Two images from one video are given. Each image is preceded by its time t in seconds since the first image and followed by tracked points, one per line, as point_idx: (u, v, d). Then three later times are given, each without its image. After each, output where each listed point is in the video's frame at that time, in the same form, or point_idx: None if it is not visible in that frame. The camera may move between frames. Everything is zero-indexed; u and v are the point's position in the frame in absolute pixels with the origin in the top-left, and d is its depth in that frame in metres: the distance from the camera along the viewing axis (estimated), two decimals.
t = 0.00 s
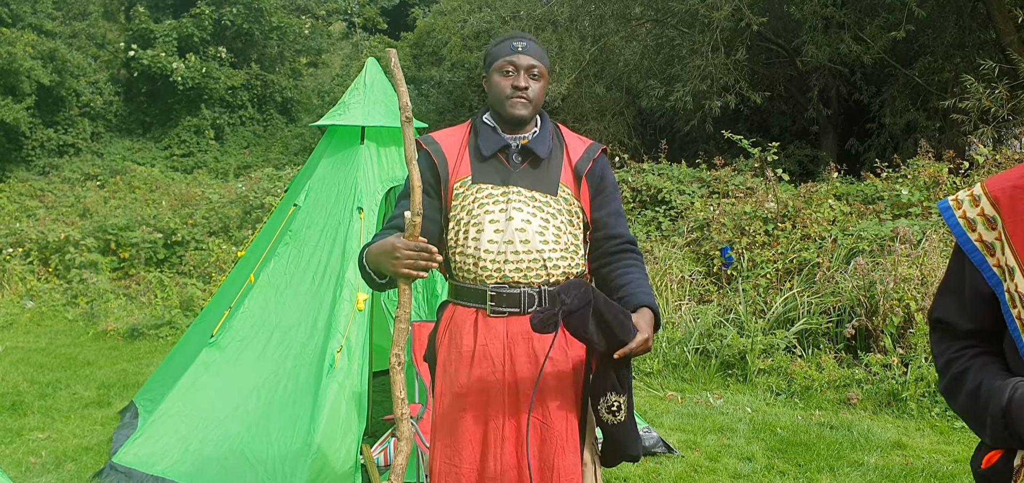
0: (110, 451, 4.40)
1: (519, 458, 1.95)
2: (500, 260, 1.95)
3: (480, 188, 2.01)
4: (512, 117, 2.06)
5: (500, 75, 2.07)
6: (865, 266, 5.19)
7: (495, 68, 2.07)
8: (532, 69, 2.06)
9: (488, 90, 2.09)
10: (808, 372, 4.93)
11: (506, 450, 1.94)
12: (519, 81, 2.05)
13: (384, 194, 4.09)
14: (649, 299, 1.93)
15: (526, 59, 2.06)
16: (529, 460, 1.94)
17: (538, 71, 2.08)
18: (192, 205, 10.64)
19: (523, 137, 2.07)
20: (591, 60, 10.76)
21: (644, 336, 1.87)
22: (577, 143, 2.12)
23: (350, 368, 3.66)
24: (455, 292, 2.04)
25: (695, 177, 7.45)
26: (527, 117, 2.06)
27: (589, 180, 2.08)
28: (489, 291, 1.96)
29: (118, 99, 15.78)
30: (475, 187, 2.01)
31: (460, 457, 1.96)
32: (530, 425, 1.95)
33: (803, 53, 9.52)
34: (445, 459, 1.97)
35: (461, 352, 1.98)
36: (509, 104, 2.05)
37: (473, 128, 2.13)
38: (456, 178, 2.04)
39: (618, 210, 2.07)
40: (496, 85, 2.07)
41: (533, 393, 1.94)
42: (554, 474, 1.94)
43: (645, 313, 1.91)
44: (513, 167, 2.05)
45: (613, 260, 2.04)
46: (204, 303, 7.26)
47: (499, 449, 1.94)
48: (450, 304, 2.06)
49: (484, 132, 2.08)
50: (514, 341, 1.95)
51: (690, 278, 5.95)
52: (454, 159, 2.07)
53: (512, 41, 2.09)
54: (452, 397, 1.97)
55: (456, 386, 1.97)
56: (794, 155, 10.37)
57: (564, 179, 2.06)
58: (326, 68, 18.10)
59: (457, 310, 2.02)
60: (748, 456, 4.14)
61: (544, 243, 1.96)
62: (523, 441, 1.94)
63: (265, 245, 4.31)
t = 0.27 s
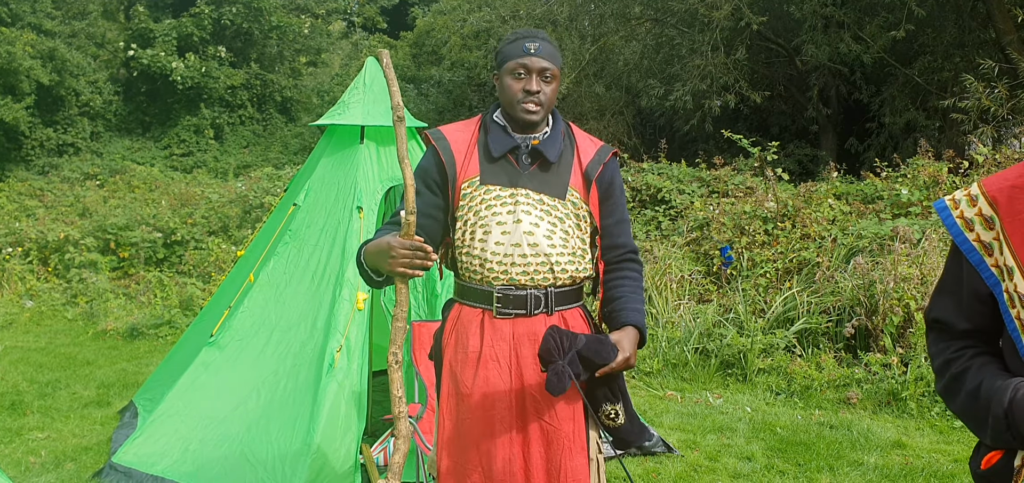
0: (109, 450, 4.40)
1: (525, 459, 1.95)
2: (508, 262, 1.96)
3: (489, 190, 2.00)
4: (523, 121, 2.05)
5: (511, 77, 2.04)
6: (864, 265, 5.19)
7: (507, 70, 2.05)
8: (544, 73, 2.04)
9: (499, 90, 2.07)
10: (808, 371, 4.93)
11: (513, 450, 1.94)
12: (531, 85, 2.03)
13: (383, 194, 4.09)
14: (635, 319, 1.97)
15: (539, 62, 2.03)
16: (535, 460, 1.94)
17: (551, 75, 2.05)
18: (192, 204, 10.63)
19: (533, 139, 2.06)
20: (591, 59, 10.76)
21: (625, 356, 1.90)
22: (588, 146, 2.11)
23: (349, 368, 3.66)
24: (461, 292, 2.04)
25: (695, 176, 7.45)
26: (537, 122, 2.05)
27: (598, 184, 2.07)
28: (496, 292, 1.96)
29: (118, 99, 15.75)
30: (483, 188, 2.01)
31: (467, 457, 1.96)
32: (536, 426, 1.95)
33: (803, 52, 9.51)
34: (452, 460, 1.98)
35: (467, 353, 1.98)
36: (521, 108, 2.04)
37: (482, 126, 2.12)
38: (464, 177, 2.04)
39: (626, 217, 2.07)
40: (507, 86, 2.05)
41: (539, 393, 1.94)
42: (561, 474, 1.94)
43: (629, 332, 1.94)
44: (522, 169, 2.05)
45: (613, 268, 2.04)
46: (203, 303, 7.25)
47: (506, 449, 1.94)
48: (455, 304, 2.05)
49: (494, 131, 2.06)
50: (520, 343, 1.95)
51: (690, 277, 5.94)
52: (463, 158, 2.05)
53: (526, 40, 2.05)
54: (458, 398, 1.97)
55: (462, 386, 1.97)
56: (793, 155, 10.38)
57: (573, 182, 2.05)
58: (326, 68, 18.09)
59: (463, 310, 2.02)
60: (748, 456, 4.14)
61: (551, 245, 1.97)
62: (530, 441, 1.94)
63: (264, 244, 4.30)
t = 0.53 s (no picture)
0: (109, 450, 4.40)
1: (519, 459, 1.94)
2: (502, 262, 1.95)
3: (483, 190, 2.01)
4: (517, 121, 2.05)
5: (504, 78, 2.05)
6: (865, 265, 5.19)
7: (499, 71, 2.05)
8: (537, 73, 2.04)
9: (492, 91, 2.07)
10: (808, 371, 4.93)
11: (506, 450, 1.93)
12: (523, 86, 2.03)
13: (383, 193, 4.08)
14: (628, 299, 1.90)
15: (531, 62, 2.03)
16: (529, 461, 1.93)
17: (543, 74, 2.05)
18: (192, 204, 10.62)
19: (528, 138, 2.06)
20: (591, 58, 10.75)
21: (610, 330, 1.83)
22: (584, 142, 2.09)
23: (349, 367, 3.65)
24: (460, 292, 2.05)
25: (696, 175, 7.45)
26: (532, 121, 2.05)
27: (594, 181, 2.04)
28: (491, 292, 1.96)
29: (117, 98, 15.73)
30: (478, 189, 2.02)
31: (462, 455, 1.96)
32: (530, 426, 1.94)
33: (803, 51, 9.51)
34: (448, 458, 1.98)
35: (462, 352, 1.98)
36: (514, 108, 2.04)
37: (479, 128, 2.13)
38: (460, 178, 2.05)
39: (624, 212, 2.03)
40: (500, 88, 2.05)
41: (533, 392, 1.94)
42: (554, 475, 1.93)
43: (620, 311, 1.88)
44: (517, 168, 2.04)
45: (611, 262, 2.01)
46: (203, 302, 7.25)
47: (499, 449, 1.93)
48: (455, 303, 2.06)
49: (489, 133, 2.07)
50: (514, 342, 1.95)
51: (690, 277, 5.94)
52: (459, 159, 2.07)
53: (517, 40, 2.05)
54: (454, 397, 1.98)
55: (457, 385, 1.97)
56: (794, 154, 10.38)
57: (568, 181, 2.03)
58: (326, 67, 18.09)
59: (460, 310, 2.03)
60: (748, 456, 4.14)
61: (545, 245, 1.95)
62: (522, 440, 1.93)
63: (264, 244, 4.30)
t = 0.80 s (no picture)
0: (110, 449, 4.40)
1: (516, 457, 1.93)
2: (496, 261, 1.95)
3: (476, 190, 2.01)
4: (508, 119, 2.05)
5: (494, 77, 2.05)
6: (865, 265, 5.19)
7: (489, 71, 2.06)
8: (526, 70, 2.04)
9: (484, 91, 2.08)
10: (808, 371, 4.93)
11: (503, 448, 1.93)
12: (513, 83, 2.03)
13: (384, 193, 4.08)
14: (603, 316, 1.85)
15: (520, 59, 2.03)
16: (526, 460, 1.93)
17: (534, 71, 2.05)
18: (192, 204, 10.63)
19: (520, 137, 2.06)
20: (592, 58, 10.75)
21: (579, 348, 1.79)
22: (577, 138, 2.07)
23: (350, 367, 3.65)
24: (459, 292, 2.05)
25: (696, 175, 7.45)
26: (524, 119, 2.05)
27: (586, 176, 2.02)
28: (488, 292, 1.97)
29: (118, 98, 15.72)
30: (470, 189, 2.02)
31: (463, 453, 1.97)
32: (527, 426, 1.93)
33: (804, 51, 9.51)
34: (450, 456, 1.99)
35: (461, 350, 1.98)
36: (504, 107, 2.04)
37: (473, 129, 2.13)
38: (453, 180, 2.06)
39: (615, 206, 1.98)
40: (490, 87, 2.06)
41: (530, 392, 1.93)
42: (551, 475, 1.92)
43: (593, 328, 1.83)
44: (509, 167, 2.04)
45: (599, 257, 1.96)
46: (203, 302, 7.25)
47: (497, 447, 1.93)
48: (454, 302, 2.06)
49: (482, 133, 2.08)
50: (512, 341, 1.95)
51: (690, 277, 5.94)
52: (453, 160, 2.08)
53: (507, 39, 2.06)
54: (455, 395, 1.98)
55: (457, 383, 1.98)
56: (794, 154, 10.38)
57: (559, 178, 2.02)
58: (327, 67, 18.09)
59: (459, 309, 2.02)
60: (748, 455, 4.14)
61: (538, 243, 1.95)
62: (520, 439, 1.93)
63: (265, 244, 4.30)
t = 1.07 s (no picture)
0: (110, 449, 4.40)
1: (510, 457, 1.94)
2: (490, 261, 1.95)
3: (470, 190, 2.01)
4: (498, 117, 2.06)
5: (484, 75, 2.07)
6: (865, 264, 5.19)
7: (478, 69, 2.08)
8: (514, 66, 2.05)
9: (475, 91, 2.09)
10: (808, 371, 4.93)
11: (497, 447, 1.93)
12: (501, 79, 2.04)
13: (384, 193, 4.08)
14: (598, 312, 1.85)
15: (507, 55, 2.04)
16: (520, 459, 1.93)
17: (522, 67, 2.06)
18: (192, 203, 10.63)
19: (513, 137, 2.06)
20: (592, 58, 10.75)
21: (572, 343, 1.80)
22: (570, 138, 2.07)
23: (350, 367, 3.66)
24: (456, 292, 2.05)
25: (696, 175, 7.46)
26: (512, 116, 2.05)
27: (580, 175, 2.02)
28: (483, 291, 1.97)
29: (118, 97, 15.72)
30: (465, 189, 2.02)
31: (456, 452, 1.97)
32: (521, 424, 1.93)
33: (804, 51, 9.51)
34: (441, 456, 1.99)
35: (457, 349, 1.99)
36: (493, 104, 2.05)
37: (468, 131, 2.14)
38: (448, 181, 2.06)
39: (610, 204, 1.98)
40: (480, 85, 2.07)
41: (525, 391, 1.94)
42: (544, 475, 1.91)
43: (588, 323, 1.84)
44: (503, 167, 2.04)
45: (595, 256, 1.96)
46: (204, 301, 7.25)
47: (491, 446, 1.94)
48: (450, 302, 2.07)
49: (475, 134, 2.08)
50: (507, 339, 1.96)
51: (690, 277, 5.94)
52: (447, 162, 2.08)
53: (495, 38, 2.09)
54: (450, 393, 1.98)
55: (453, 382, 1.98)
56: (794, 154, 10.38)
57: (554, 177, 2.02)
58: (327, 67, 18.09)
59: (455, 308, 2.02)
60: (748, 455, 4.14)
61: (533, 242, 1.95)
62: (514, 439, 1.93)
63: (264, 244, 4.31)
